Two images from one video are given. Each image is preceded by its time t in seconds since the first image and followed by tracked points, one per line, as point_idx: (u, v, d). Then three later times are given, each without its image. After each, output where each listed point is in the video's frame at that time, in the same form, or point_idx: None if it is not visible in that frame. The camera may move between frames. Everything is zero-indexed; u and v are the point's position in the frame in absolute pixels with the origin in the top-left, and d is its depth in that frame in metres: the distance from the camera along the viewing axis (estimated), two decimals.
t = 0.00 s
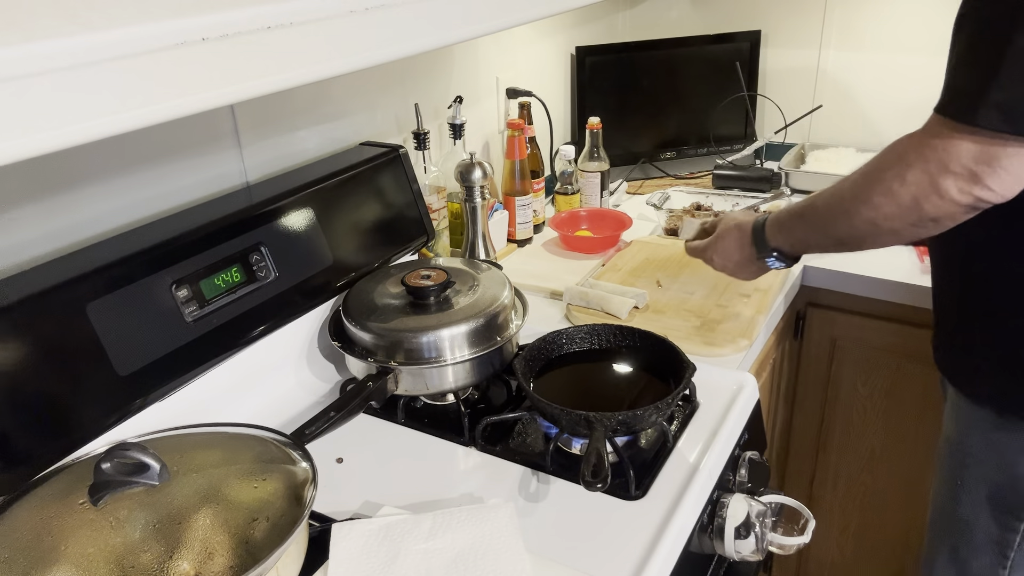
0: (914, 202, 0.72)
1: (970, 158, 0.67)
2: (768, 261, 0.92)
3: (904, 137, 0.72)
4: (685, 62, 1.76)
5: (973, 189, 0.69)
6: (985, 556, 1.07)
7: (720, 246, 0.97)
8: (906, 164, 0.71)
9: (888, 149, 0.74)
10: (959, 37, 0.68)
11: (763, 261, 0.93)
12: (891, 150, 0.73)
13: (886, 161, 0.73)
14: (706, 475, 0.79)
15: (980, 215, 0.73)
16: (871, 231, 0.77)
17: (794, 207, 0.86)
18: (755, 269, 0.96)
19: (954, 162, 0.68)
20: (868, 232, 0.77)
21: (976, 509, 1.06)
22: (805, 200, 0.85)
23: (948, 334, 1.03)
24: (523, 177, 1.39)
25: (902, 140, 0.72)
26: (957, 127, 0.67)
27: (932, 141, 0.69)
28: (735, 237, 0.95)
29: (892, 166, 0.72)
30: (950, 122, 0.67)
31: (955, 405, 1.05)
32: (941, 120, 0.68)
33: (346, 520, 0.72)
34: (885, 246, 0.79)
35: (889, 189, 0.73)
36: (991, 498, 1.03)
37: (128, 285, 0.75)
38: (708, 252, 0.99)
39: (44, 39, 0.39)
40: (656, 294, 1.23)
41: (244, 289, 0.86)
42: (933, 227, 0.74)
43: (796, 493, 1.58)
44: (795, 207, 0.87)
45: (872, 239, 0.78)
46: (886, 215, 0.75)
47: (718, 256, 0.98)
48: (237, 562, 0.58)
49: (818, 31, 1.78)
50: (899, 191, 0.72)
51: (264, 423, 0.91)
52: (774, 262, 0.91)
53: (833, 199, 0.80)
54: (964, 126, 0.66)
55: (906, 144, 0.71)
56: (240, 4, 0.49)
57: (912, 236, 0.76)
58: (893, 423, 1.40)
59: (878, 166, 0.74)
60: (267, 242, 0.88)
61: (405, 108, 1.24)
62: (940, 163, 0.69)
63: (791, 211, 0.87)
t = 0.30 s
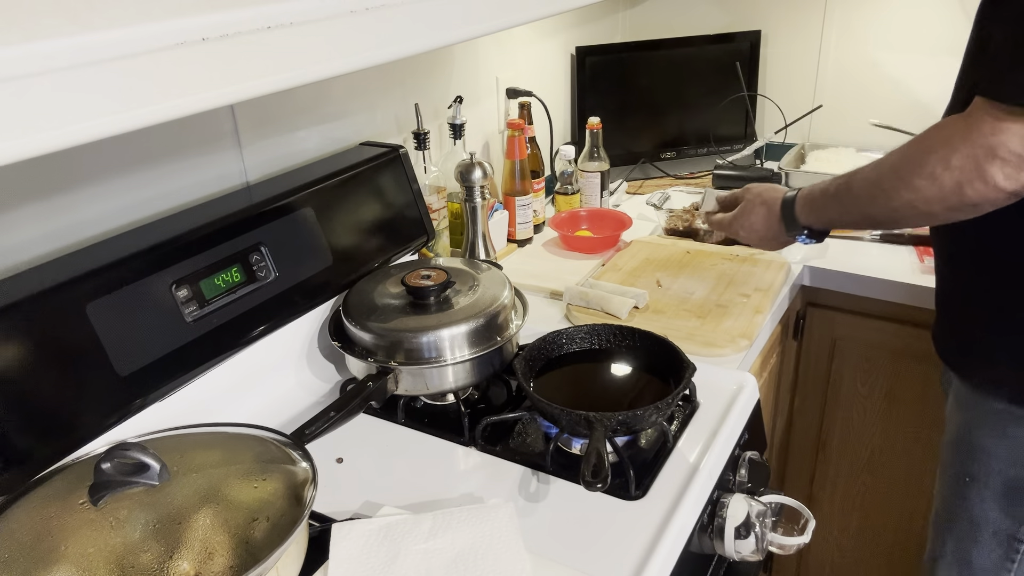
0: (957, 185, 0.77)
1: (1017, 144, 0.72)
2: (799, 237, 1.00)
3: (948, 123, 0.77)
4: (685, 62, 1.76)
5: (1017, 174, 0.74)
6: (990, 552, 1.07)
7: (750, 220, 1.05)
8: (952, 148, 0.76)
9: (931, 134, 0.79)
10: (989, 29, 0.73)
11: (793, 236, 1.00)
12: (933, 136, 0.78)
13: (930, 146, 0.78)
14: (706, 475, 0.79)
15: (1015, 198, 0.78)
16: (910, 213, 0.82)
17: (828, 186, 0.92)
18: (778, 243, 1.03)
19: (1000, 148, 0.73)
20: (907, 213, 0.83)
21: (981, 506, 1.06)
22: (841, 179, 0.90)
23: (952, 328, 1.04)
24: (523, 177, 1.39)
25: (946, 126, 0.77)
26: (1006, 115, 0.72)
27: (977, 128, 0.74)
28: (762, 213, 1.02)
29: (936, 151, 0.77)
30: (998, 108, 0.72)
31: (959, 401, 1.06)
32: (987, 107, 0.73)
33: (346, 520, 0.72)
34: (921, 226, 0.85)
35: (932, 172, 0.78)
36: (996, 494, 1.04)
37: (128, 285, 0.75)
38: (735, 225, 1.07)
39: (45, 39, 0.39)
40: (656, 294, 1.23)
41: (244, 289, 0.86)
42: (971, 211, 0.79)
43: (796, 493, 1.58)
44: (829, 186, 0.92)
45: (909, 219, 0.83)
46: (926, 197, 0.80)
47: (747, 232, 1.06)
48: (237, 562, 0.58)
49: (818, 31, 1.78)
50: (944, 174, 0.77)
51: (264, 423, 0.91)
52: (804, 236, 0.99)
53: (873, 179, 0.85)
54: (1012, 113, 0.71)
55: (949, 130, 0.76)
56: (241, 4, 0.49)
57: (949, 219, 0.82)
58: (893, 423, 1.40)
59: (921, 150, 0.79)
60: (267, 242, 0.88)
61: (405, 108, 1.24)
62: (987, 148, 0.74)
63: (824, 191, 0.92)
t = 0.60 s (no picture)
0: (980, 170, 0.77)
1: None
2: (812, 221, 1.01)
3: (973, 107, 0.76)
4: (685, 62, 1.76)
5: None
6: (998, 551, 1.07)
7: (764, 204, 1.05)
8: (977, 133, 0.75)
9: (955, 117, 0.78)
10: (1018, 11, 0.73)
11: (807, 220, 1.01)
12: (957, 119, 0.77)
13: (954, 129, 0.77)
14: (706, 476, 0.79)
15: None
16: (928, 197, 0.82)
17: (848, 168, 0.92)
18: (791, 225, 1.05)
19: None
20: (925, 198, 0.82)
21: (987, 505, 1.06)
22: (861, 162, 0.90)
23: (960, 325, 1.04)
24: (523, 177, 1.39)
25: (971, 110, 0.76)
26: None
27: (1005, 112, 0.74)
28: (779, 197, 1.02)
29: (960, 135, 0.77)
30: None
31: (967, 399, 1.06)
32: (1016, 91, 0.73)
33: (347, 520, 0.72)
34: (939, 211, 0.85)
35: (955, 156, 0.77)
36: (1000, 493, 1.03)
37: (127, 286, 0.75)
38: (748, 206, 1.07)
39: (45, 39, 0.39)
40: (657, 294, 1.23)
41: (244, 289, 0.86)
42: (992, 197, 0.79)
43: (797, 493, 1.58)
44: (848, 169, 0.92)
45: (928, 203, 0.83)
46: (947, 182, 0.79)
47: (759, 214, 1.06)
48: (237, 562, 0.58)
49: (818, 31, 1.78)
50: (967, 158, 0.77)
51: (263, 423, 0.91)
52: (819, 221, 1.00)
53: (893, 162, 0.84)
54: None
55: (975, 113, 0.76)
56: (241, 4, 0.49)
57: (969, 204, 0.81)
58: (893, 423, 1.40)
59: (945, 134, 0.78)
60: (267, 242, 0.88)
61: (406, 108, 1.24)
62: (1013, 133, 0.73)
63: (843, 174, 0.92)
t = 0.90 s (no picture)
0: (995, 171, 0.76)
1: None
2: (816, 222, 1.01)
3: (985, 108, 0.76)
4: (685, 63, 1.76)
5: None
6: (999, 551, 1.07)
7: (767, 202, 1.05)
8: (992, 135, 0.75)
9: (967, 118, 0.77)
10: None
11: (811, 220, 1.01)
12: (971, 120, 0.76)
13: (966, 130, 0.77)
14: (706, 476, 0.79)
15: None
16: (941, 198, 0.82)
17: (857, 168, 0.92)
18: (791, 225, 1.06)
19: None
20: (938, 199, 0.82)
21: (988, 503, 1.05)
22: (870, 163, 0.90)
23: (960, 325, 1.04)
24: (523, 177, 1.39)
25: (983, 111, 0.76)
26: None
27: (1021, 113, 0.73)
28: (782, 196, 1.03)
29: (973, 136, 0.76)
30: None
31: (966, 399, 1.05)
32: None
33: (347, 520, 0.72)
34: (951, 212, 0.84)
35: (969, 158, 0.77)
36: (1001, 493, 1.03)
37: (127, 286, 0.75)
38: (751, 204, 1.08)
39: (45, 39, 0.39)
40: (657, 294, 1.23)
41: (244, 289, 0.86)
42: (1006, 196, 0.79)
43: (797, 493, 1.58)
44: (858, 169, 0.91)
45: (941, 204, 0.83)
46: (960, 183, 0.79)
47: (761, 212, 1.07)
48: (237, 562, 0.58)
49: (818, 31, 1.78)
50: (982, 160, 0.76)
51: (263, 423, 0.91)
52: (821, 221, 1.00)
53: (904, 164, 0.84)
54: None
55: (990, 114, 0.75)
56: (241, 4, 0.50)
57: (982, 204, 0.81)
58: (893, 423, 1.40)
59: (958, 135, 0.77)
60: (267, 242, 0.89)
61: (406, 108, 1.24)
62: None
63: (851, 177, 0.92)
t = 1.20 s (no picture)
0: (995, 170, 0.76)
1: None
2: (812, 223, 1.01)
3: (984, 107, 0.76)
4: (685, 63, 1.76)
5: None
6: (997, 549, 1.07)
7: (762, 202, 1.05)
8: (991, 134, 0.75)
9: (966, 117, 0.77)
10: None
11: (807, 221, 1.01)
12: (970, 119, 0.76)
13: (965, 129, 0.77)
14: (706, 476, 0.79)
15: None
16: (940, 197, 0.82)
17: (855, 168, 0.91)
18: (787, 225, 1.06)
19: None
20: (936, 198, 0.82)
21: (988, 503, 1.05)
22: (869, 162, 0.89)
23: (959, 325, 1.04)
24: (523, 177, 1.39)
25: (982, 110, 0.76)
26: None
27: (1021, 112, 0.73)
28: (778, 195, 1.03)
29: (972, 135, 0.76)
30: None
31: (966, 400, 1.05)
32: None
33: (346, 520, 0.72)
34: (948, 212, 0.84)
35: (968, 157, 0.77)
36: (1002, 492, 1.03)
37: (127, 286, 0.75)
38: (746, 203, 1.08)
39: (45, 39, 0.39)
40: (657, 294, 1.23)
41: (244, 289, 0.86)
42: (1004, 196, 0.79)
43: (796, 493, 1.58)
44: (856, 168, 0.91)
45: (938, 203, 0.83)
46: (959, 182, 0.79)
47: (756, 211, 1.07)
48: (237, 562, 0.58)
49: (818, 30, 1.78)
50: (981, 159, 0.76)
51: (263, 423, 0.91)
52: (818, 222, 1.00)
53: (902, 163, 0.84)
54: None
55: (990, 113, 0.74)
56: (242, 5, 0.49)
57: (980, 203, 0.81)
58: (893, 423, 1.40)
59: (957, 133, 0.77)
60: (267, 242, 0.89)
61: (406, 108, 1.24)
62: None
63: (849, 175, 0.92)
